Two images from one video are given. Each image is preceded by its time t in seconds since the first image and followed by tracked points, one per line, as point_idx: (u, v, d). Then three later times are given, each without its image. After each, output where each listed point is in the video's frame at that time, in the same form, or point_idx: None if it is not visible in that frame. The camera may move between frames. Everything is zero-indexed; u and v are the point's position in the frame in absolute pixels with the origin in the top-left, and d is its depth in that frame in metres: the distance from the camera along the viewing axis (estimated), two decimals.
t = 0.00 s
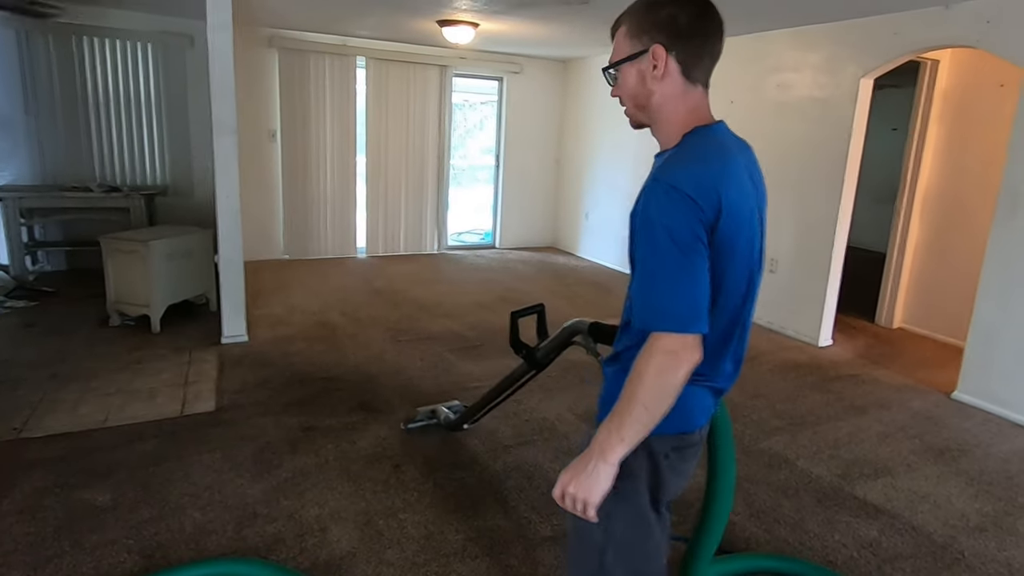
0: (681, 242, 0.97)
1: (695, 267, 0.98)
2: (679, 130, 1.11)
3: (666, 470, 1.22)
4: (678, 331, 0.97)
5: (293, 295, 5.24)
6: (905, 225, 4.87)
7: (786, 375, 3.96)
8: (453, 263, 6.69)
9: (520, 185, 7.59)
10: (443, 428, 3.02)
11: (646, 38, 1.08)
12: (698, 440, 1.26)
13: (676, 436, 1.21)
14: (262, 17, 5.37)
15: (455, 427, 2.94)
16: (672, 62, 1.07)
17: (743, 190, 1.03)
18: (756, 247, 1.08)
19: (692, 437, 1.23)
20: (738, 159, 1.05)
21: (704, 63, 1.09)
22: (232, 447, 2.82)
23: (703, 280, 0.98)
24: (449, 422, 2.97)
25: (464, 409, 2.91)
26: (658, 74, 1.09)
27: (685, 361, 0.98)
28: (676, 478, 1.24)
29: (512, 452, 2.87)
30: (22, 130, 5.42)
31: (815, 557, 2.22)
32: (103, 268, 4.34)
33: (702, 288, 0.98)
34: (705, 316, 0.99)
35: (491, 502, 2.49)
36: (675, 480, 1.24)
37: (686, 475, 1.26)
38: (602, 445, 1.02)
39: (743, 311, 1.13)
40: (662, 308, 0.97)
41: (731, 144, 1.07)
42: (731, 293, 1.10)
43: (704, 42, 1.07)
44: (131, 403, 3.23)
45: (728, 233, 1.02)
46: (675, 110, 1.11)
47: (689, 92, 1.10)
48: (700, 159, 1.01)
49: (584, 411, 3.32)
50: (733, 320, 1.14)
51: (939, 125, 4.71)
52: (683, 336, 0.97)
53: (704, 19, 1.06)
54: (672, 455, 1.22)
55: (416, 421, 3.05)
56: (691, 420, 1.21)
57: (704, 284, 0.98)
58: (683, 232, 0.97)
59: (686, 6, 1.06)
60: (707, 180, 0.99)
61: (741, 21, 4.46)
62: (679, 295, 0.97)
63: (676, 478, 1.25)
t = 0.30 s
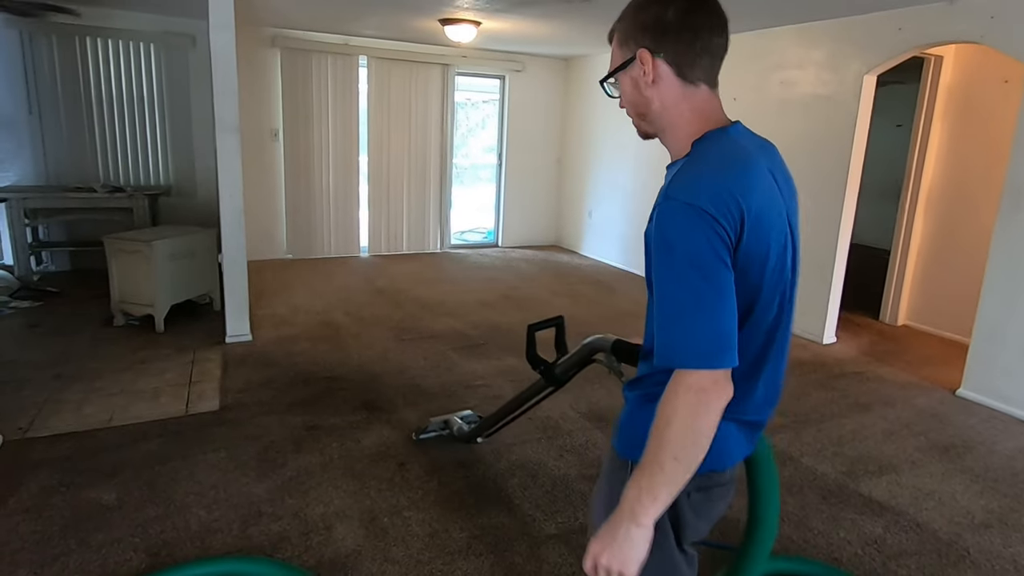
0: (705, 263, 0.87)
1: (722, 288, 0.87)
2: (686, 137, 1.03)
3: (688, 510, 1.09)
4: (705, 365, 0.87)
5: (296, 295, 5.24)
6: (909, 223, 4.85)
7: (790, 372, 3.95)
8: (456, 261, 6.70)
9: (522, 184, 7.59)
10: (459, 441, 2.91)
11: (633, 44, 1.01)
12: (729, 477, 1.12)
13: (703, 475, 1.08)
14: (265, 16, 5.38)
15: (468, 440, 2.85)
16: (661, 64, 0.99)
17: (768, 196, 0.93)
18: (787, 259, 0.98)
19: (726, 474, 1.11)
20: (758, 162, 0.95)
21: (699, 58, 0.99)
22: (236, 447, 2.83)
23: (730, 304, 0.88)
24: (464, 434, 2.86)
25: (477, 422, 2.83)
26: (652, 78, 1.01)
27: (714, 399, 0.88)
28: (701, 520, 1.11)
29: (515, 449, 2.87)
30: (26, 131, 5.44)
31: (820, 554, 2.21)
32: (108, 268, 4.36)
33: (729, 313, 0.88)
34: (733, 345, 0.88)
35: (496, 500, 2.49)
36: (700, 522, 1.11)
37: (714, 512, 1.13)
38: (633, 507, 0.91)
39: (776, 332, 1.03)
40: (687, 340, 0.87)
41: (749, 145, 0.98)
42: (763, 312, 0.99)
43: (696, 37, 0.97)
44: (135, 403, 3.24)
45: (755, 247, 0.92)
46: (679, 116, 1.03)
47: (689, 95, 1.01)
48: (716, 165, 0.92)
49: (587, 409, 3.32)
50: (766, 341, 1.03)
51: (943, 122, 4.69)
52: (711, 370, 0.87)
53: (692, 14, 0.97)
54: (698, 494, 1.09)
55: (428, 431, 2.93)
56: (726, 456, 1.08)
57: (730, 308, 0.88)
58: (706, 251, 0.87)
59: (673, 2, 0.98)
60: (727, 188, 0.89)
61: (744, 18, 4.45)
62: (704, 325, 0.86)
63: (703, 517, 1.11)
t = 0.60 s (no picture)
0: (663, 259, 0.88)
1: (678, 286, 0.88)
2: (694, 137, 1.02)
3: (691, 531, 1.06)
4: (648, 362, 0.89)
5: (295, 293, 5.24)
6: (909, 221, 4.85)
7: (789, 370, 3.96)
8: (455, 260, 6.70)
9: (522, 182, 7.59)
10: (468, 451, 2.75)
11: (638, 45, 1.03)
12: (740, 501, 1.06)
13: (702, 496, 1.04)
14: (264, 14, 5.37)
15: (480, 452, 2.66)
16: (659, 64, 1.00)
17: (757, 197, 0.90)
18: (788, 266, 0.94)
19: (735, 500, 1.05)
20: (758, 163, 0.92)
21: (699, 55, 0.97)
22: (236, 445, 2.83)
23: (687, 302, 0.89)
24: (472, 445, 2.71)
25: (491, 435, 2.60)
26: (656, 79, 1.02)
27: (654, 399, 0.90)
28: (705, 543, 1.07)
29: (516, 447, 2.86)
30: (25, 129, 5.42)
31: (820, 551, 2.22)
32: (107, 267, 4.35)
33: (685, 311, 0.89)
34: (687, 345, 0.89)
35: (495, 498, 2.49)
36: (705, 543, 1.07)
37: (725, 533, 1.08)
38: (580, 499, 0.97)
39: (779, 342, 0.98)
40: (636, 335, 0.89)
41: (754, 144, 0.95)
42: (756, 319, 0.96)
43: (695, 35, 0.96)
44: (135, 402, 3.24)
45: (736, 250, 0.91)
46: (687, 117, 1.02)
47: (692, 94, 1.00)
48: (707, 164, 0.91)
49: (587, 407, 3.33)
50: (766, 351, 0.99)
51: (944, 119, 4.68)
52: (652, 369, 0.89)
53: (689, 11, 0.96)
54: (702, 515, 1.05)
55: (438, 442, 2.81)
56: (727, 478, 1.03)
57: (687, 306, 0.89)
58: (668, 248, 0.88)
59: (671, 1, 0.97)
60: (704, 188, 0.89)
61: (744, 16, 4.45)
62: (656, 323, 0.88)
63: (708, 539, 1.07)
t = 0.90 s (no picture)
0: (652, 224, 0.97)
1: (660, 251, 0.97)
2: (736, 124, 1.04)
3: (698, 526, 1.04)
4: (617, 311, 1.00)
5: (298, 287, 5.25)
6: (914, 215, 4.83)
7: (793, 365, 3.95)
8: (458, 254, 6.69)
9: (525, 176, 7.56)
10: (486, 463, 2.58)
11: (698, 41, 1.07)
12: (752, 505, 1.03)
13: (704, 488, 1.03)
14: (267, 8, 5.36)
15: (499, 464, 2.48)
16: (719, 55, 1.03)
17: (763, 181, 0.93)
18: (795, 253, 0.94)
19: (744, 501, 1.02)
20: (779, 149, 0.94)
21: (759, 46, 1.00)
22: (240, 438, 2.84)
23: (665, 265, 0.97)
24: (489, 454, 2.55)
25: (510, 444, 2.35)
26: (714, 70, 1.05)
27: (621, 342, 1.01)
28: (713, 544, 1.04)
29: (519, 440, 2.87)
30: (28, 123, 5.42)
31: (823, 545, 2.22)
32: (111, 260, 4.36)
33: (663, 274, 0.98)
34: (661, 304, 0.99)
35: (498, 491, 2.49)
36: (709, 541, 1.04)
37: (740, 539, 1.04)
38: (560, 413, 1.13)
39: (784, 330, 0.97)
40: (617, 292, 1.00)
41: (780, 132, 0.96)
42: (752, 302, 0.97)
43: (754, 27, 1.00)
44: (138, 395, 3.25)
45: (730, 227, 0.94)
46: (740, 108, 1.04)
47: (748, 84, 1.03)
48: (718, 147, 0.95)
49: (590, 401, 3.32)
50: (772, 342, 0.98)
51: (949, 113, 4.67)
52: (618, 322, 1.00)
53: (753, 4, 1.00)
54: (709, 513, 1.03)
55: (454, 452, 2.67)
56: (728, 472, 1.02)
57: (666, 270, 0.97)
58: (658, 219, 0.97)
59: None
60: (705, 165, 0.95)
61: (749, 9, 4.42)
62: (637, 283, 0.98)
63: (719, 541, 1.04)
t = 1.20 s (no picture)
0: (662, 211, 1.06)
1: (671, 234, 1.05)
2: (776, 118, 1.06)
3: (704, 512, 1.07)
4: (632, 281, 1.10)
5: (301, 283, 5.25)
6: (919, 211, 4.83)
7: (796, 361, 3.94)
8: (461, 250, 6.70)
9: (527, 172, 7.55)
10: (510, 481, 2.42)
11: (754, 44, 1.08)
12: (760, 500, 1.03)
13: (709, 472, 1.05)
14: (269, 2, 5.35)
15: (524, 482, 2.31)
16: (777, 58, 1.04)
17: (770, 167, 0.95)
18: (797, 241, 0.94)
19: (752, 493, 1.02)
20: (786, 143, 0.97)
21: (818, 48, 1.01)
22: (244, 433, 2.84)
23: (674, 247, 1.04)
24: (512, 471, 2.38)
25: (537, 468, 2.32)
26: (770, 74, 1.06)
27: (640, 301, 1.10)
28: (715, 533, 1.05)
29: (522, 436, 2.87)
30: (32, 119, 5.43)
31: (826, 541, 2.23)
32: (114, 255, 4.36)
33: (673, 257, 1.05)
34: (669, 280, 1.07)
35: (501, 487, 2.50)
36: (710, 530, 1.06)
37: (746, 536, 1.04)
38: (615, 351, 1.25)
39: (786, 314, 0.97)
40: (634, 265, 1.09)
41: (801, 124, 0.98)
42: (754, 284, 0.98)
43: (815, 30, 1.00)
44: (142, 389, 3.26)
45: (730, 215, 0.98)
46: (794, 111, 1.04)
47: (803, 86, 1.03)
48: (738, 137, 1.00)
49: (593, 398, 3.32)
50: (774, 330, 0.98)
51: (954, 109, 4.67)
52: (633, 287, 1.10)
53: (815, 7, 1.01)
54: (714, 500, 1.05)
55: (475, 471, 2.51)
56: (731, 458, 1.03)
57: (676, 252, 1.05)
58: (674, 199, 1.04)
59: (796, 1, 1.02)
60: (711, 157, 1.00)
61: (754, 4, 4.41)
62: (650, 255, 1.07)
63: (722, 533, 1.05)
